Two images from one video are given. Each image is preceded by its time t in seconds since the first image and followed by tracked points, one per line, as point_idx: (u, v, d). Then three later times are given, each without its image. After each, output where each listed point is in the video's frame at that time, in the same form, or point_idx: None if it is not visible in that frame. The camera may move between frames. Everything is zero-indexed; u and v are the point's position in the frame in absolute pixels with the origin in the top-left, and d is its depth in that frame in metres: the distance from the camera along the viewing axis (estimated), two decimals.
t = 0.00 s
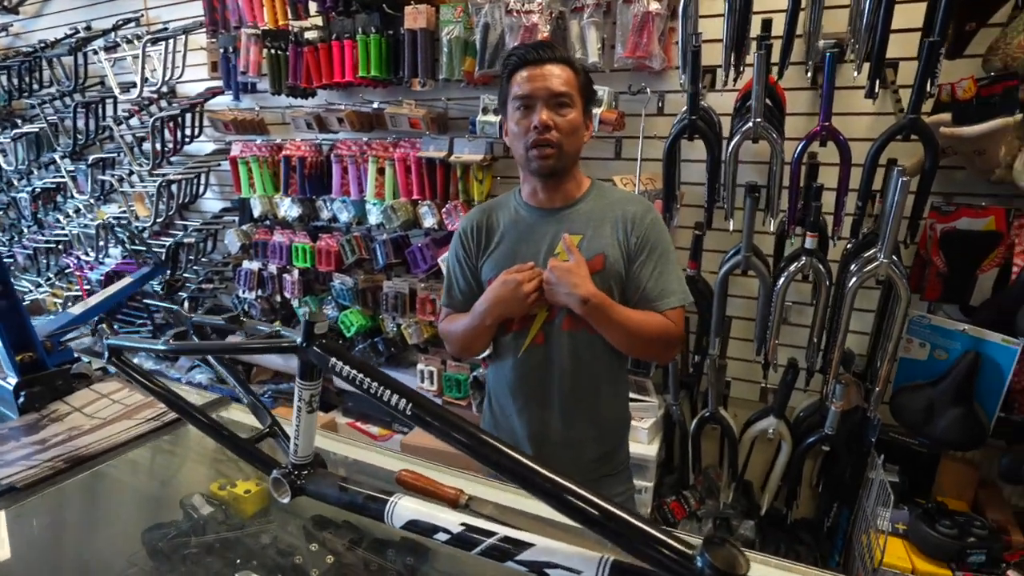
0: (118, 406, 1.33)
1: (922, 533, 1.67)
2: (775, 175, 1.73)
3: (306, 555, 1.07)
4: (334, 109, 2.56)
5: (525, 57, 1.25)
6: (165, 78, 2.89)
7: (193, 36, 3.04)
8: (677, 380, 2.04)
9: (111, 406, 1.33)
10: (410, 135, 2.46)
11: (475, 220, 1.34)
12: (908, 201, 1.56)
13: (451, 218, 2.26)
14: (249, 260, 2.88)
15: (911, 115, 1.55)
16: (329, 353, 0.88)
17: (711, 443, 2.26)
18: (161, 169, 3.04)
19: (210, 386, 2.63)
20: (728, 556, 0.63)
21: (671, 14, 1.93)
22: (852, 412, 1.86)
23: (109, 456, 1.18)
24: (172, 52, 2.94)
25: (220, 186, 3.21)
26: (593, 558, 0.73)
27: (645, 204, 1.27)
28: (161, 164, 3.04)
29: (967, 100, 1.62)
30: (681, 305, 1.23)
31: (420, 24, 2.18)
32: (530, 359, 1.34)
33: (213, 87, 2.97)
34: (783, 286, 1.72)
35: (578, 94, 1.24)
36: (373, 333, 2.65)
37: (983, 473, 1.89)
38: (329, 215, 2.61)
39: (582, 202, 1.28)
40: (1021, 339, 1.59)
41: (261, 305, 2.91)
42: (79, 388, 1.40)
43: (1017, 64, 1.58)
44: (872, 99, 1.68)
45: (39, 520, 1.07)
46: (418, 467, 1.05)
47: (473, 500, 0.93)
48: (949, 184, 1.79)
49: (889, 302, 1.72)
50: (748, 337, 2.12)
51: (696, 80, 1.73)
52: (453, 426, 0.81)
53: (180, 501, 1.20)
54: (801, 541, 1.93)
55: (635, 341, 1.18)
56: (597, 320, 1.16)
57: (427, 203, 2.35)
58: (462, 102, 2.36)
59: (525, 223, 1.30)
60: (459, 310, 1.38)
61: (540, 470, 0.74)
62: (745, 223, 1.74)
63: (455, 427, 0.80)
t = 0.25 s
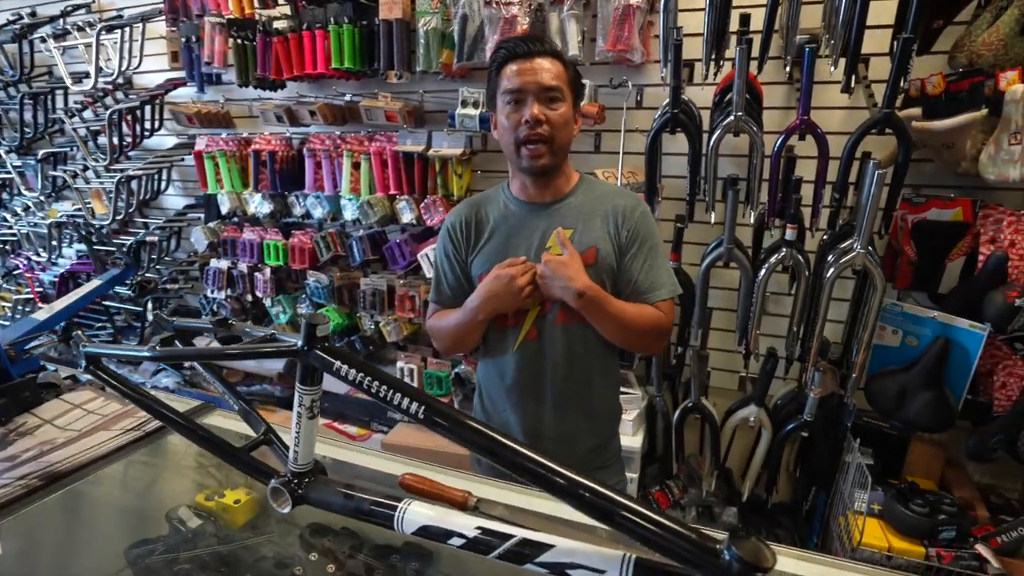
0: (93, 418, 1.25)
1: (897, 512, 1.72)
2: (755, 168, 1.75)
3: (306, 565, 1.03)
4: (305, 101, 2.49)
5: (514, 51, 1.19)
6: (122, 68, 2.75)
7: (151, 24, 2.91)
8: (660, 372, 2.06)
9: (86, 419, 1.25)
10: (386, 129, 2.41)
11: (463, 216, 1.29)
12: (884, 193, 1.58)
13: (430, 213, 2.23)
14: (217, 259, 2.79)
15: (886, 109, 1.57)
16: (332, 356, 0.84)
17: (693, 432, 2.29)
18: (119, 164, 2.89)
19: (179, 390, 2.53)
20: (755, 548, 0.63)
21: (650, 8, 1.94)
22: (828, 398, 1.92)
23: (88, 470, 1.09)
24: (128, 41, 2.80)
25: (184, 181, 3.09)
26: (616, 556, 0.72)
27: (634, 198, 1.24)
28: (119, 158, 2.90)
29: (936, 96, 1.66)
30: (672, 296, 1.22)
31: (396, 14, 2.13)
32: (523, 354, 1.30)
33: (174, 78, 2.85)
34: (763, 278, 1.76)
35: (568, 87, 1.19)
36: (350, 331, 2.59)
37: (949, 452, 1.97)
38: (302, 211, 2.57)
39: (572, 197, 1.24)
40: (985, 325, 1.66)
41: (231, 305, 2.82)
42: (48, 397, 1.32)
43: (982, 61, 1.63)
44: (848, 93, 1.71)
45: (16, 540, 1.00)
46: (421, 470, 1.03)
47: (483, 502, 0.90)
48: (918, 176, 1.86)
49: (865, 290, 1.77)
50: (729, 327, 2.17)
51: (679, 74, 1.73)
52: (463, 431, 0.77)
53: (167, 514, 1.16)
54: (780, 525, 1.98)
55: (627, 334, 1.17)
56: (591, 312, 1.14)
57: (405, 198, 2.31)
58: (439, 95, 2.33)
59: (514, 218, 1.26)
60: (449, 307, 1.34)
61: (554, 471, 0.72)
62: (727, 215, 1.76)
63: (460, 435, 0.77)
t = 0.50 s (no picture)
0: (72, 417, 1.20)
1: (869, 496, 1.78)
2: (736, 163, 1.78)
3: (304, 563, 1.01)
4: (279, 91, 2.43)
5: (508, 43, 1.19)
6: (82, 53, 2.63)
7: (113, 7, 2.79)
8: (642, 364, 2.09)
9: (63, 418, 1.19)
10: (364, 121, 2.37)
11: (456, 206, 1.28)
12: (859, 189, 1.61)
13: (411, 206, 2.21)
14: (186, 253, 2.71)
15: (862, 108, 1.61)
16: (338, 349, 0.82)
17: (672, 424, 2.33)
18: (79, 153, 2.77)
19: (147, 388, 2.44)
20: (766, 530, 0.63)
21: (632, 4, 1.95)
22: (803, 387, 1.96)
23: (70, 473, 1.05)
24: (88, 24, 2.67)
25: (149, 172, 2.99)
26: (629, 543, 0.73)
27: (625, 189, 1.27)
28: (79, 147, 2.77)
29: (907, 96, 1.71)
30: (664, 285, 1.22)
31: (376, 4, 2.10)
32: (516, 343, 1.30)
33: (138, 64, 2.73)
34: (744, 271, 1.80)
35: (561, 79, 1.19)
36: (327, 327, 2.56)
37: (914, 438, 2.06)
38: (277, 204, 2.51)
39: (565, 188, 1.25)
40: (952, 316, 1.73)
41: (202, 300, 2.76)
42: (20, 396, 1.26)
43: (949, 64, 1.69)
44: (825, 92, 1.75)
45: None
46: (421, 463, 1.02)
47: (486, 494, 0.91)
48: (887, 173, 1.93)
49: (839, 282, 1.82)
50: (708, 320, 2.22)
51: (662, 70, 1.74)
52: (476, 426, 0.74)
53: (154, 517, 1.13)
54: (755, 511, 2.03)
55: (622, 319, 1.15)
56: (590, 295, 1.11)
57: (384, 191, 2.28)
58: (418, 87, 2.30)
59: (508, 210, 1.26)
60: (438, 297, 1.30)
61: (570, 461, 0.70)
62: (710, 209, 1.78)
63: (469, 428, 0.74)
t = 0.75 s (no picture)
0: (59, 418, 1.18)
1: (847, 482, 1.83)
2: (719, 160, 1.81)
3: (305, 560, 1.00)
4: (259, 85, 2.40)
5: (499, 44, 1.19)
6: (51, 44, 2.55)
7: None
8: (628, 358, 2.12)
9: (50, 418, 1.18)
10: (348, 116, 2.35)
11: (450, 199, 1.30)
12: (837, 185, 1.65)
13: (396, 203, 2.19)
14: (163, 250, 2.66)
15: (839, 107, 1.63)
16: (342, 343, 0.80)
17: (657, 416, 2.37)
18: (49, 147, 2.69)
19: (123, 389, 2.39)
20: (768, 511, 0.63)
21: (617, 2, 1.98)
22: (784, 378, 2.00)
23: (60, 475, 1.04)
24: (57, 14, 2.59)
25: (122, 168, 2.92)
26: (636, 530, 0.73)
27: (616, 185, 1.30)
28: (48, 142, 2.69)
29: (881, 96, 1.73)
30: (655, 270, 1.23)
31: None
32: (508, 336, 1.32)
33: (111, 56, 2.66)
34: (727, 266, 1.84)
35: (552, 78, 1.19)
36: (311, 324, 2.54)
37: (888, 426, 2.14)
38: (258, 200, 2.49)
39: (559, 184, 1.27)
40: (925, 307, 1.77)
41: (180, 298, 2.72)
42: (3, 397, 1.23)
43: (921, 65, 1.73)
44: (803, 91, 1.77)
45: None
46: (422, 458, 1.02)
47: (489, 487, 0.90)
48: (863, 170, 1.99)
49: (818, 276, 1.88)
50: (692, 314, 2.27)
51: (647, 67, 1.76)
52: (484, 417, 0.73)
53: (149, 515, 1.10)
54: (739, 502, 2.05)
55: (631, 296, 1.14)
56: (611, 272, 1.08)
57: (369, 187, 2.25)
58: (403, 82, 2.29)
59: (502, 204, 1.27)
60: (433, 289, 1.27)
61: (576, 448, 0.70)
62: (694, 205, 1.81)
63: (476, 419, 0.74)
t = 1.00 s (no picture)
0: (28, 436, 1.13)
1: (819, 482, 1.88)
2: (693, 170, 1.85)
3: None
4: (233, 94, 2.38)
5: (482, 56, 1.19)
6: (14, 50, 2.48)
7: (47, 3, 2.64)
8: (607, 365, 2.14)
9: (20, 435, 1.13)
10: (324, 125, 2.34)
11: (436, 209, 1.29)
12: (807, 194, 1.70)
13: (374, 213, 2.18)
14: (131, 261, 2.59)
15: (807, 119, 1.68)
16: (329, 353, 0.79)
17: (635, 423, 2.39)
18: (10, 156, 2.60)
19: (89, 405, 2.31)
20: (751, 512, 0.64)
21: (592, 15, 2.02)
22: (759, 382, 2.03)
23: (31, 495, 1.00)
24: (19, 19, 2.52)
25: (88, 177, 2.85)
26: (623, 534, 0.74)
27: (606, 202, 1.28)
28: (10, 150, 2.61)
29: (846, 108, 1.80)
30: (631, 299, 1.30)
31: (336, 8, 2.08)
32: (491, 347, 1.32)
33: (77, 63, 2.60)
34: (702, 273, 1.88)
35: (536, 91, 1.20)
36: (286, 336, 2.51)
37: (857, 427, 2.21)
38: (232, 210, 2.46)
39: (543, 197, 1.27)
40: (890, 311, 1.85)
41: (150, 311, 2.65)
42: None
43: (882, 79, 1.81)
44: (773, 103, 1.82)
45: None
46: (408, 468, 1.01)
47: (475, 495, 0.90)
48: (830, 180, 2.06)
49: (789, 282, 1.94)
50: (668, 321, 2.31)
51: (623, 79, 1.80)
52: (474, 426, 0.73)
53: (123, 534, 1.07)
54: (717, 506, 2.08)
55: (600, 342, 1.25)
56: (571, 331, 1.19)
57: (346, 197, 2.25)
58: (380, 92, 2.29)
59: (486, 216, 1.27)
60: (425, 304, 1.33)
61: (566, 456, 0.71)
62: (670, 214, 1.85)
63: (467, 429, 0.73)
